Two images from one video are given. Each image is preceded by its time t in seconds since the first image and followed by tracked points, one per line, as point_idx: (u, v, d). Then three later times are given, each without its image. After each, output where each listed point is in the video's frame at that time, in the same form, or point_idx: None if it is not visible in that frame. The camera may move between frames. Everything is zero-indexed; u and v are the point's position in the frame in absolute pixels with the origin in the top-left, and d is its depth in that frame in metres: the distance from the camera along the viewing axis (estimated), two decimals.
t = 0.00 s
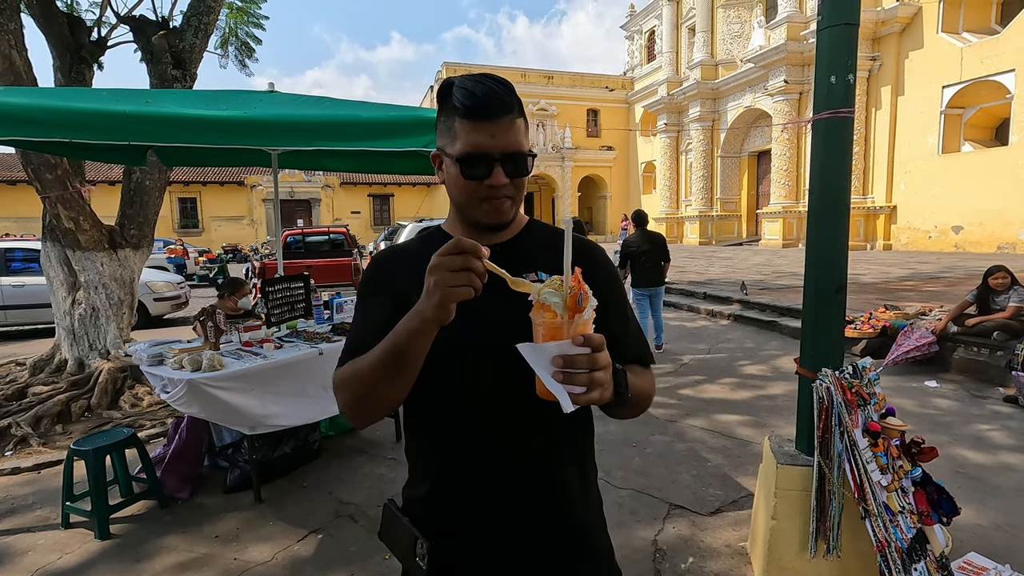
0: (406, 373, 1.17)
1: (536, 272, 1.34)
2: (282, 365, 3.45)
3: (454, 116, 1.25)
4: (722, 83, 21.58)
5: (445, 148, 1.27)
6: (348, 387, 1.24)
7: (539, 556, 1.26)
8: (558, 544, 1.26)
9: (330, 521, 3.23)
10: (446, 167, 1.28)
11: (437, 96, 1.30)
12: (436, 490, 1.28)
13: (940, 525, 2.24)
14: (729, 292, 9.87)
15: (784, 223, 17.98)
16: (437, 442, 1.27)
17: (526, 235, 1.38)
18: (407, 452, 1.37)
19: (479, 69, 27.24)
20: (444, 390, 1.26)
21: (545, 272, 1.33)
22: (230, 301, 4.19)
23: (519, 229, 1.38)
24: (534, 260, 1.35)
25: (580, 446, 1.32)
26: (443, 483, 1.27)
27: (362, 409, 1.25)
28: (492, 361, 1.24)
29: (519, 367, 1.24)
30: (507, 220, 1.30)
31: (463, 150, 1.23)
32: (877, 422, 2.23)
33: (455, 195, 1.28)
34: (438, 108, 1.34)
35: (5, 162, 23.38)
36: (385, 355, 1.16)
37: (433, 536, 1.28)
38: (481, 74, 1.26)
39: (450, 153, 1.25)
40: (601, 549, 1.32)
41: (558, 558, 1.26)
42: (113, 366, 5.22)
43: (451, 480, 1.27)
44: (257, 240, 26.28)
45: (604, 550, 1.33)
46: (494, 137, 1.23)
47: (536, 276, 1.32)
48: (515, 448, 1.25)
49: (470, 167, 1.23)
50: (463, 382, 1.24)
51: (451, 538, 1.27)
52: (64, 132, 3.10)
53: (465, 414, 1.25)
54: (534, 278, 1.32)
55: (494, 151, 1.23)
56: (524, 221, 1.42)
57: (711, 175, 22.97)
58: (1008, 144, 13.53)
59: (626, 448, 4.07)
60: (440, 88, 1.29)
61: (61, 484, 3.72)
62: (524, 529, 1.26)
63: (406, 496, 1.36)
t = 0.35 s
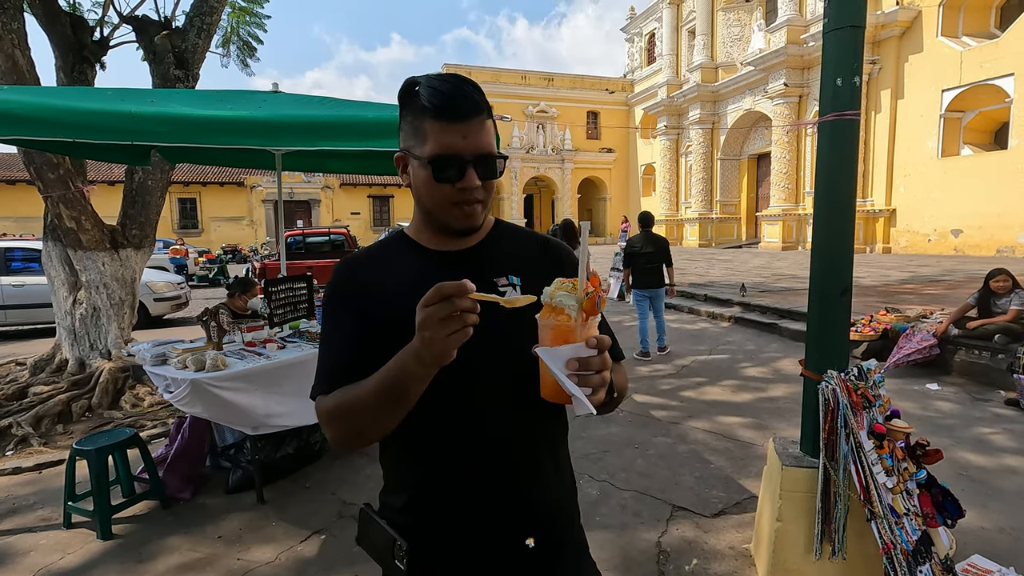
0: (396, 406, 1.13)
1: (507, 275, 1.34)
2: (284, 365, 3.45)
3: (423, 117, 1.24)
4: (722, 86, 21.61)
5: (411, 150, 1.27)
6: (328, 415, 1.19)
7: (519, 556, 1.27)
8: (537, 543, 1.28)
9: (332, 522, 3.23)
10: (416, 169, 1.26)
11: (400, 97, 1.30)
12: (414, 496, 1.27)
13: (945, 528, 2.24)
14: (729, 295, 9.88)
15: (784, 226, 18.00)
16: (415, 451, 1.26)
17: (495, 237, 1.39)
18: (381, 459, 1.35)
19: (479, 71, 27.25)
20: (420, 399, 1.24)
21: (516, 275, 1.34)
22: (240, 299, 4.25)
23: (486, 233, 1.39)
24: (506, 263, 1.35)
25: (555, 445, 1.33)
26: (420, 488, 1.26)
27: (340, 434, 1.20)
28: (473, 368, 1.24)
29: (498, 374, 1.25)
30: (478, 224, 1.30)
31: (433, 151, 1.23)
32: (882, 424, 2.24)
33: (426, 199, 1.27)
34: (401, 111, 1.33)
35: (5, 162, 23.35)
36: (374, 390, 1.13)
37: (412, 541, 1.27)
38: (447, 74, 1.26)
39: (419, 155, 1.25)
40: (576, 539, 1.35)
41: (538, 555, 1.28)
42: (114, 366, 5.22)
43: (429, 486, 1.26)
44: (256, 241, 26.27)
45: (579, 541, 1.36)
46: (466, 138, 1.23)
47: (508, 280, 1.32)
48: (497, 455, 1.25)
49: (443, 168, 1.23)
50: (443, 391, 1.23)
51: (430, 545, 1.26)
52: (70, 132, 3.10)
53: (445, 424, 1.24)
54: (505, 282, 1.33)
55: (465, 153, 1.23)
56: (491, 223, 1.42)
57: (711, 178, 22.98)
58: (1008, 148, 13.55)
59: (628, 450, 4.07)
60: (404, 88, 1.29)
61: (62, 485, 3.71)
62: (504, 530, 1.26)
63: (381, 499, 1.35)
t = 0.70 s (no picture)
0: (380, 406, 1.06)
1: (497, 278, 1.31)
2: (283, 366, 3.45)
3: (407, 113, 1.22)
4: (721, 89, 21.65)
5: (395, 148, 1.25)
6: (305, 426, 1.12)
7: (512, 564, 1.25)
8: (531, 551, 1.26)
9: (330, 524, 3.22)
10: (401, 168, 1.24)
11: (383, 90, 1.28)
12: (402, 509, 1.23)
13: (944, 532, 2.23)
14: (727, 297, 9.88)
15: (782, 228, 18.02)
16: (403, 458, 1.22)
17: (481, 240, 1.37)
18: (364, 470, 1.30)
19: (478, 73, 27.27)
20: (406, 407, 1.20)
21: (508, 279, 1.31)
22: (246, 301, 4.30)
23: (473, 236, 1.37)
24: (497, 268, 1.32)
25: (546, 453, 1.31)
26: (409, 500, 1.23)
27: (316, 447, 1.11)
28: (465, 377, 1.21)
29: (490, 378, 1.23)
30: (466, 227, 1.29)
31: (418, 150, 1.21)
32: (882, 426, 2.23)
33: (413, 199, 1.25)
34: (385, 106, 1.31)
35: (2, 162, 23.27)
36: (353, 389, 1.05)
37: (399, 556, 1.24)
38: (434, 70, 1.24)
39: (403, 153, 1.23)
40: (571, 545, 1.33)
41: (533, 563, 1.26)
42: (112, 367, 5.21)
43: (437, 511, 1.22)
44: (254, 242, 26.21)
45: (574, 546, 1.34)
46: (453, 137, 1.21)
47: (499, 284, 1.29)
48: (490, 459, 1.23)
49: (429, 167, 1.21)
50: (432, 396, 1.20)
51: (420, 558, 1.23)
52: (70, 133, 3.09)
53: (435, 429, 1.20)
54: (495, 286, 1.29)
55: (453, 153, 1.21)
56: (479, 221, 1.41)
57: (710, 180, 23.01)
58: (1005, 152, 13.60)
59: (627, 452, 4.06)
60: (387, 79, 1.27)
61: (59, 486, 3.69)
62: (498, 539, 1.24)
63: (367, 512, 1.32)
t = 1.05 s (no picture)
0: (438, 389, 0.91)
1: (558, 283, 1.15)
2: (281, 368, 3.43)
3: (450, 93, 1.09)
4: (717, 92, 21.74)
5: (437, 137, 1.12)
6: (344, 427, 0.95)
7: None
8: None
9: (327, 526, 3.21)
10: (444, 154, 1.10)
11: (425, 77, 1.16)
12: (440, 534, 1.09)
13: (941, 533, 2.24)
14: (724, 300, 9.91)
15: (778, 231, 18.10)
16: (445, 478, 1.07)
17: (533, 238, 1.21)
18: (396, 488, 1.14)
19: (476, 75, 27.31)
20: (454, 421, 1.06)
21: (568, 284, 1.15)
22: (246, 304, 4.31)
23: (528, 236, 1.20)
24: (555, 267, 1.16)
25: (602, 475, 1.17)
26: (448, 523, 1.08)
27: (357, 448, 0.94)
28: (521, 391, 1.07)
29: (549, 387, 1.09)
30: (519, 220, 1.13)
31: (463, 132, 1.08)
32: (878, 429, 2.21)
33: (459, 189, 1.10)
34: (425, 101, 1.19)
35: None
36: (407, 370, 0.89)
37: None
38: (482, 49, 1.12)
39: (445, 140, 1.10)
40: None
41: None
42: (108, 369, 5.19)
43: (481, 539, 1.08)
44: (251, 243, 26.19)
45: None
46: (500, 111, 1.08)
47: (558, 291, 1.13)
48: (545, 470, 1.09)
49: (476, 148, 1.07)
50: (485, 400, 1.05)
51: None
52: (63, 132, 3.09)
53: (486, 432, 1.05)
54: (555, 292, 1.13)
55: (501, 133, 1.08)
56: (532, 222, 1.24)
57: (706, 183, 23.10)
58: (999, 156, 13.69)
59: (625, 454, 4.07)
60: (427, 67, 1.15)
61: (54, 488, 3.68)
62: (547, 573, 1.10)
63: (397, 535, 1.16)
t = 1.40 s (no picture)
0: (525, 387, 0.81)
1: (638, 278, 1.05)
2: (277, 369, 3.43)
3: (537, 72, 0.98)
4: (713, 95, 21.81)
5: (521, 122, 1.01)
6: (412, 425, 0.85)
7: None
8: None
9: (322, 528, 3.20)
10: (529, 141, 0.99)
11: (501, 51, 1.05)
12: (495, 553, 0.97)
13: (934, 533, 2.26)
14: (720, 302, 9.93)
15: (773, 233, 18.19)
16: (507, 489, 0.96)
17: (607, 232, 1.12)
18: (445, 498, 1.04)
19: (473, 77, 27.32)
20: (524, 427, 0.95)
21: (651, 279, 1.06)
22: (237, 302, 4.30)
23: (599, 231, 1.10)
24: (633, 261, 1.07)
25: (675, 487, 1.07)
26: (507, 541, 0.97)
27: (427, 448, 0.85)
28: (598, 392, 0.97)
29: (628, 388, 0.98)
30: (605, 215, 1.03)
31: (557, 119, 0.96)
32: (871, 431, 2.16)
33: (544, 180, 1.00)
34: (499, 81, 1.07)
35: None
36: (494, 358, 0.79)
37: None
38: (566, 19, 1.01)
39: (534, 126, 0.99)
40: None
41: None
42: (101, 370, 5.15)
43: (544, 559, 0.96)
44: (246, 244, 26.12)
45: None
46: (601, 99, 0.96)
47: (640, 285, 1.04)
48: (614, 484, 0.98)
49: (570, 134, 0.96)
50: (558, 403, 0.95)
51: None
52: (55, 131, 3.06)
53: (561, 440, 0.95)
54: (637, 287, 1.03)
55: (598, 120, 0.97)
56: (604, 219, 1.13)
57: (702, 185, 23.17)
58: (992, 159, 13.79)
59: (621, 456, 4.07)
60: (506, 41, 1.04)
61: (46, 490, 3.65)
62: None
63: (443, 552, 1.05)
